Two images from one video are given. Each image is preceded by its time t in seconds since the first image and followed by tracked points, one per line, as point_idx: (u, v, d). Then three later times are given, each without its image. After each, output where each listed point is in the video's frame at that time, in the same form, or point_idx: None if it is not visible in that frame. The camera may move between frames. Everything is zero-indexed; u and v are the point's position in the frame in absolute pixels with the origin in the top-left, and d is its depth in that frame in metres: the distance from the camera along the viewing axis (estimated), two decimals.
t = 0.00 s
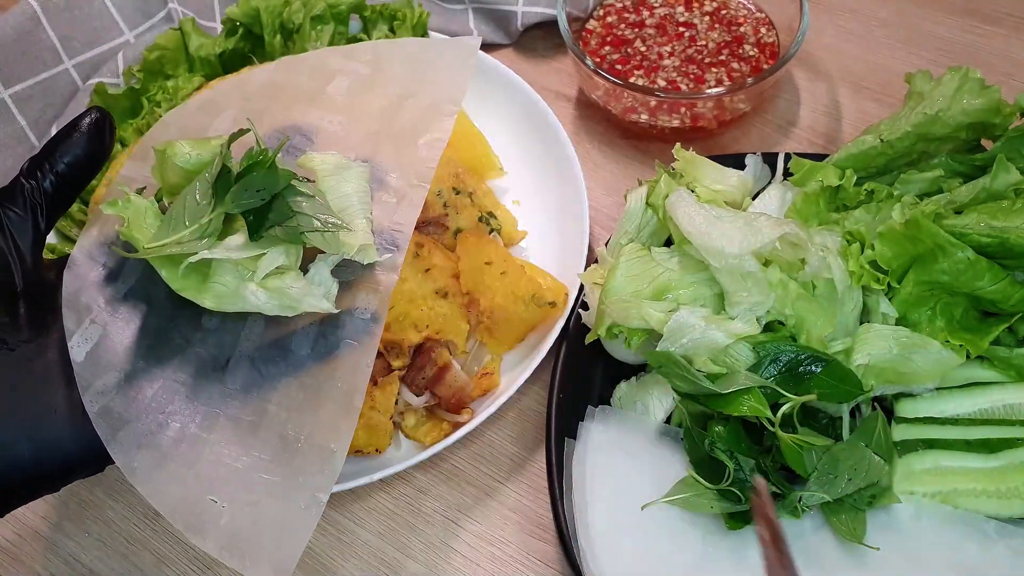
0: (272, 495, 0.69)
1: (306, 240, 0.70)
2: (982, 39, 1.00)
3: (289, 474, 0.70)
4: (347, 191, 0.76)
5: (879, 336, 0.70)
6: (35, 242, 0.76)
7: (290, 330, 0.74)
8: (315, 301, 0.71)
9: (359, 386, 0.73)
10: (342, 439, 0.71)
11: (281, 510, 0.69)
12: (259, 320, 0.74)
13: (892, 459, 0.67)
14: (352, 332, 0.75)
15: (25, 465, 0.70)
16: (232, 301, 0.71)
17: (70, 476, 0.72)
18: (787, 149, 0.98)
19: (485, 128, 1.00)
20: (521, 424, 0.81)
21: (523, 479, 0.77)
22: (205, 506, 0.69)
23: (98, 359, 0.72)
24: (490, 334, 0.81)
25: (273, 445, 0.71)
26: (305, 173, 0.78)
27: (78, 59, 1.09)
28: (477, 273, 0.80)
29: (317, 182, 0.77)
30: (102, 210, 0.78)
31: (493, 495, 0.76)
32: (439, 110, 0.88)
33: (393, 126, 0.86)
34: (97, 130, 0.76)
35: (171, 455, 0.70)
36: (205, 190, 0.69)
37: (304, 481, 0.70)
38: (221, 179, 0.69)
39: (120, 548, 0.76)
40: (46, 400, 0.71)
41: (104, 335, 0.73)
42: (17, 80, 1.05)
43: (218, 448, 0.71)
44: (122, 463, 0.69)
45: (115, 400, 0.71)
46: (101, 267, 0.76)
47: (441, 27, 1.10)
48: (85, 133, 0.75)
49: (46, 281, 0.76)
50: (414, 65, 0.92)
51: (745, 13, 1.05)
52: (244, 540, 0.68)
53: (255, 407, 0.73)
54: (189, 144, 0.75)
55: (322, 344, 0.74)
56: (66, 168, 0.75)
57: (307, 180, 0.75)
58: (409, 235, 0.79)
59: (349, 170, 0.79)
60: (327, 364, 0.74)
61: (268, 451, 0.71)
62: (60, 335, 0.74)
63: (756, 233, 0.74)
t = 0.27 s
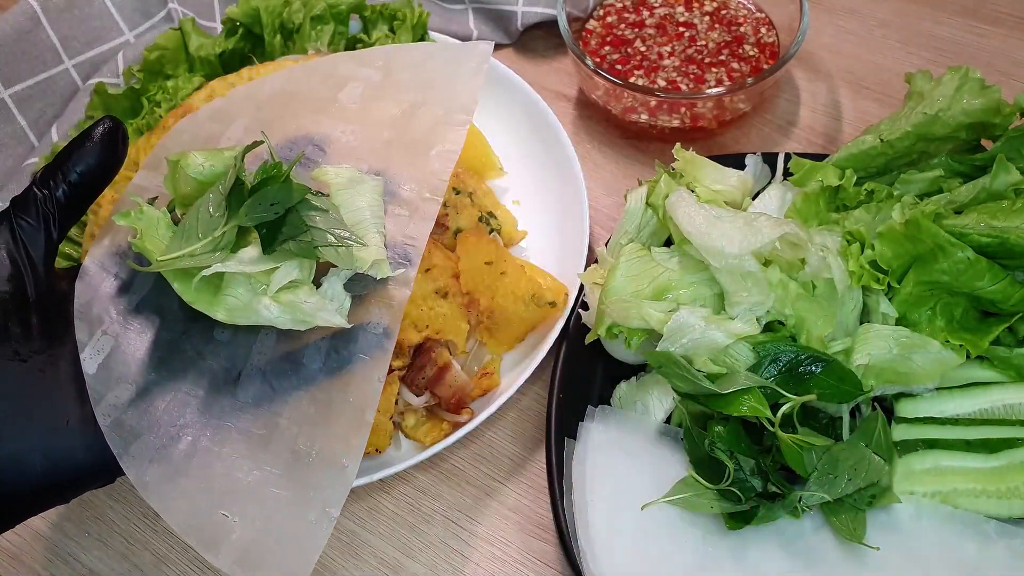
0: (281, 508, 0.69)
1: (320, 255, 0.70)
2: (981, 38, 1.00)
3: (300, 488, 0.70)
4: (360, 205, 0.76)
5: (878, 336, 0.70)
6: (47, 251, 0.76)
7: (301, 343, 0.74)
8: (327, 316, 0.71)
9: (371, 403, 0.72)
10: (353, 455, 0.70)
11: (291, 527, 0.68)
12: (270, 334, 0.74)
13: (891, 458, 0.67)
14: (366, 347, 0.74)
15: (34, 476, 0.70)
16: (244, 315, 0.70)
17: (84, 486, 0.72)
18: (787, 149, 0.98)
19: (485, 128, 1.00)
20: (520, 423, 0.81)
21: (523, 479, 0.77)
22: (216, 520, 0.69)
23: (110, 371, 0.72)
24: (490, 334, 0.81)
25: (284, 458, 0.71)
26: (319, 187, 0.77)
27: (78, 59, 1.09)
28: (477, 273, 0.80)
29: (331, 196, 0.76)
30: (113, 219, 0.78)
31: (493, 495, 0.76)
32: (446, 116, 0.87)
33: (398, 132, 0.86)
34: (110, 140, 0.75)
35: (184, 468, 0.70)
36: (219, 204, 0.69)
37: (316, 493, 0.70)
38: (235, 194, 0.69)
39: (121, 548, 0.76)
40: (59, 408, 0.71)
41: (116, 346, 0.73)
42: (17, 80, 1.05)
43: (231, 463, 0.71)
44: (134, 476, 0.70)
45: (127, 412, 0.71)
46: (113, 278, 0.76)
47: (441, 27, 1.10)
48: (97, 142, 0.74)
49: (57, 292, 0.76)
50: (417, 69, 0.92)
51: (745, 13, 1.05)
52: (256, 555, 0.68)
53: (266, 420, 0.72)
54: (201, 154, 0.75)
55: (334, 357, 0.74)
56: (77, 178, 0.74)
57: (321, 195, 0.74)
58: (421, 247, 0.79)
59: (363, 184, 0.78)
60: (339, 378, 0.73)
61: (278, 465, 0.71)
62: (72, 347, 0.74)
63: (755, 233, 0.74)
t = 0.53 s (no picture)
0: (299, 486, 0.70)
1: (322, 238, 0.71)
2: (982, 38, 1.00)
3: (315, 467, 0.70)
4: (359, 189, 0.77)
5: (878, 340, 0.70)
6: (54, 251, 0.77)
7: (309, 326, 0.74)
8: (335, 297, 0.72)
9: (379, 382, 0.73)
10: (366, 432, 0.71)
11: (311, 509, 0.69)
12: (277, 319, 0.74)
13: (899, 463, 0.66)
14: (372, 327, 0.75)
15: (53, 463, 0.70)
16: (252, 302, 0.70)
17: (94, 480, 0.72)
18: (787, 149, 0.98)
19: (485, 128, 1.00)
20: (521, 423, 0.81)
21: (523, 480, 0.77)
22: (234, 498, 0.69)
23: (124, 359, 0.72)
24: (490, 334, 0.81)
25: (299, 438, 0.71)
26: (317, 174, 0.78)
27: (78, 59, 1.09)
28: (477, 273, 0.80)
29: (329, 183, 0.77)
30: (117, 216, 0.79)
31: (494, 495, 0.76)
32: (442, 110, 0.88)
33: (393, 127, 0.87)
34: (110, 141, 0.76)
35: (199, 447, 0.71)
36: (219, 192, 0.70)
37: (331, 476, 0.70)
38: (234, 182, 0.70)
39: (121, 548, 0.76)
40: (70, 400, 0.71)
41: (128, 336, 0.73)
42: (17, 80, 1.05)
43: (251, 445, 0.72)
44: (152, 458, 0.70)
45: (141, 399, 0.71)
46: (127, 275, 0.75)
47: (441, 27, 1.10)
48: (98, 144, 0.75)
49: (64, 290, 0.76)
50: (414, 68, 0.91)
51: (745, 13, 1.05)
52: (275, 534, 0.69)
53: (279, 403, 0.73)
54: (201, 149, 0.75)
55: (340, 343, 0.74)
56: (81, 178, 0.75)
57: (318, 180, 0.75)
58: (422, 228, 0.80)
59: (360, 169, 0.79)
60: (346, 360, 0.74)
61: (294, 444, 0.71)
62: (86, 339, 0.74)
63: (756, 233, 0.74)
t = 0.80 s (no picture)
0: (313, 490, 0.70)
1: (337, 241, 0.71)
2: (982, 38, 1.00)
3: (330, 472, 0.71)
4: (374, 191, 0.78)
5: (877, 341, 0.70)
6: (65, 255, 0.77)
7: (324, 332, 0.75)
8: (350, 299, 0.72)
9: (395, 385, 0.74)
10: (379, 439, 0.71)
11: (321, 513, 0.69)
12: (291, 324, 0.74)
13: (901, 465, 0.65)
14: (386, 331, 0.76)
15: (64, 469, 0.70)
16: (268, 304, 0.71)
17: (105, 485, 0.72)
18: (787, 149, 0.98)
19: (485, 127, 1.01)
20: (520, 423, 0.81)
21: (523, 480, 0.77)
22: (250, 505, 0.70)
23: (136, 363, 0.73)
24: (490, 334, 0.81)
25: (313, 443, 0.73)
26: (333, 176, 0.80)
27: (78, 59, 1.09)
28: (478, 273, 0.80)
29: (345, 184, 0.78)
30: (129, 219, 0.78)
31: (494, 496, 0.76)
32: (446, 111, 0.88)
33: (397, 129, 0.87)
34: (121, 146, 0.77)
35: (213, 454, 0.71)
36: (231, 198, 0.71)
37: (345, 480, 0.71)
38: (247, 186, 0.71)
39: (120, 548, 0.76)
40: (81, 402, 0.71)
41: (141, 340, 0.74)
42: (17, 80, 1.05)
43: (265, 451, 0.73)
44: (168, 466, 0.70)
45: (153, 403, 0.72)
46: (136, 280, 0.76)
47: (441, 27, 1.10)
48: (109, 149, 0.76)
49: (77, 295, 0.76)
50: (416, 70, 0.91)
51: (745, 13, 1.05)
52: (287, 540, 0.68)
53: (294, 408, 0.74)
54: (214, 152, 0.76)
55: (355, 349, 0.75)
56: (92, 182, 0.76)
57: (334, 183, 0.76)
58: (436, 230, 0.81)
59: (374, 171, 0.80)
60: (363, 367, 0.75)
61: (308, 449, 0.73)
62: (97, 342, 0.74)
63: (756, 234, 0.74)
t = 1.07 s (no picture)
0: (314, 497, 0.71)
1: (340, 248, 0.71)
2: (982, 38, 1.00)
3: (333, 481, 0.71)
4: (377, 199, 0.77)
5: (878, 341, 0.70)
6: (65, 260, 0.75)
7: (327, 339, 0.76)
8: (352, 307, 0.72)
9: (398, 391, 0.74)
10: (383, 447, 0.72)
11: (323, 516, 0.69)
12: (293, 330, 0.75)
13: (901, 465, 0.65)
14: (390, 338, 0.76)
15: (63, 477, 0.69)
16: (268, 312, 0.71)
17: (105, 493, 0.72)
18: (787, 149, 0.98)
19: (485, 128, 1.00)
20: (521, 423, 0.81)
21: (523, 480, 0.77)
22: (250, 513, 0.70)
23: (135, 370, 0.72)
24: (490, 334, 0.81)
25: (315, 452, 0.72)
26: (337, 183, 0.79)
27: (78, 59, 1.09)
28: (477, 273, 0.80)
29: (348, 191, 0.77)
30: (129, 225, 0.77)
31: (494, 495, 0.76)
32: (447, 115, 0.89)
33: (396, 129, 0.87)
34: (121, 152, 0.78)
35: (213, 462, 0.71)
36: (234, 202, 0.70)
37: (349, 486, 0.71)
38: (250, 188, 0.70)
39: (119, 548, 0.76)
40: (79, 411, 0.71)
41: (140, 348, 0.74)
42: (18, 80, 1.05)
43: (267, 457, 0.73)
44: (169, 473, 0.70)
45: (154, 408, 0.72)
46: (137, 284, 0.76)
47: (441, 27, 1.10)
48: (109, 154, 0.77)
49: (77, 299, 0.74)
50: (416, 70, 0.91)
51: (745, 13, 1.05)
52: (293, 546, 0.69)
53: (294, 414, 0.74)
54: (216, 157, 0.75)
55: (358, 355, 0.76)
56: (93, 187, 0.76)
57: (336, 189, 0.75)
58: (438, 237, 0.81)
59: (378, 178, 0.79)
60: (363, 374, 0.75)
61: (308, 457, 0.72)
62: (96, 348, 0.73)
63: (756, 234, 0.74)
